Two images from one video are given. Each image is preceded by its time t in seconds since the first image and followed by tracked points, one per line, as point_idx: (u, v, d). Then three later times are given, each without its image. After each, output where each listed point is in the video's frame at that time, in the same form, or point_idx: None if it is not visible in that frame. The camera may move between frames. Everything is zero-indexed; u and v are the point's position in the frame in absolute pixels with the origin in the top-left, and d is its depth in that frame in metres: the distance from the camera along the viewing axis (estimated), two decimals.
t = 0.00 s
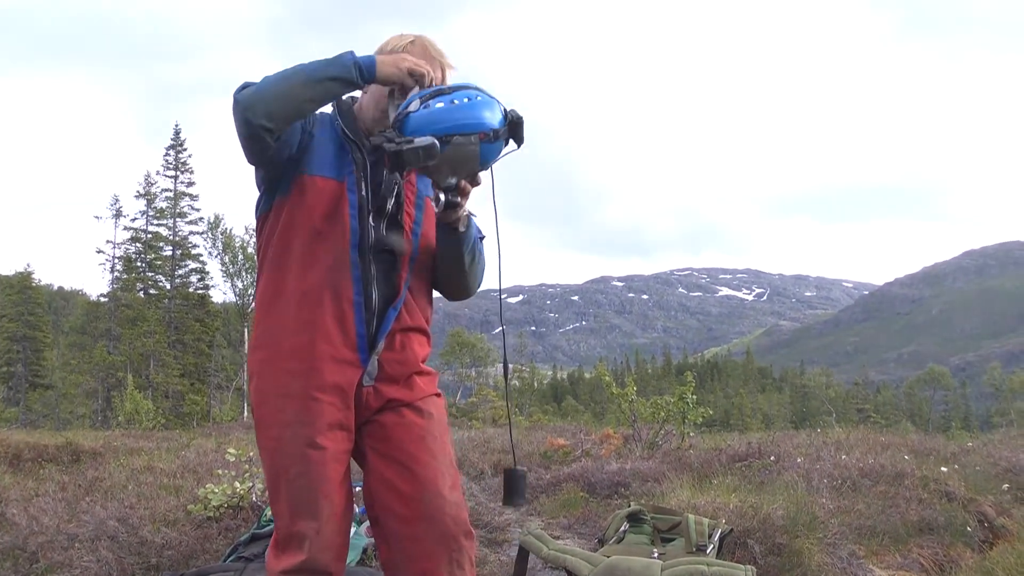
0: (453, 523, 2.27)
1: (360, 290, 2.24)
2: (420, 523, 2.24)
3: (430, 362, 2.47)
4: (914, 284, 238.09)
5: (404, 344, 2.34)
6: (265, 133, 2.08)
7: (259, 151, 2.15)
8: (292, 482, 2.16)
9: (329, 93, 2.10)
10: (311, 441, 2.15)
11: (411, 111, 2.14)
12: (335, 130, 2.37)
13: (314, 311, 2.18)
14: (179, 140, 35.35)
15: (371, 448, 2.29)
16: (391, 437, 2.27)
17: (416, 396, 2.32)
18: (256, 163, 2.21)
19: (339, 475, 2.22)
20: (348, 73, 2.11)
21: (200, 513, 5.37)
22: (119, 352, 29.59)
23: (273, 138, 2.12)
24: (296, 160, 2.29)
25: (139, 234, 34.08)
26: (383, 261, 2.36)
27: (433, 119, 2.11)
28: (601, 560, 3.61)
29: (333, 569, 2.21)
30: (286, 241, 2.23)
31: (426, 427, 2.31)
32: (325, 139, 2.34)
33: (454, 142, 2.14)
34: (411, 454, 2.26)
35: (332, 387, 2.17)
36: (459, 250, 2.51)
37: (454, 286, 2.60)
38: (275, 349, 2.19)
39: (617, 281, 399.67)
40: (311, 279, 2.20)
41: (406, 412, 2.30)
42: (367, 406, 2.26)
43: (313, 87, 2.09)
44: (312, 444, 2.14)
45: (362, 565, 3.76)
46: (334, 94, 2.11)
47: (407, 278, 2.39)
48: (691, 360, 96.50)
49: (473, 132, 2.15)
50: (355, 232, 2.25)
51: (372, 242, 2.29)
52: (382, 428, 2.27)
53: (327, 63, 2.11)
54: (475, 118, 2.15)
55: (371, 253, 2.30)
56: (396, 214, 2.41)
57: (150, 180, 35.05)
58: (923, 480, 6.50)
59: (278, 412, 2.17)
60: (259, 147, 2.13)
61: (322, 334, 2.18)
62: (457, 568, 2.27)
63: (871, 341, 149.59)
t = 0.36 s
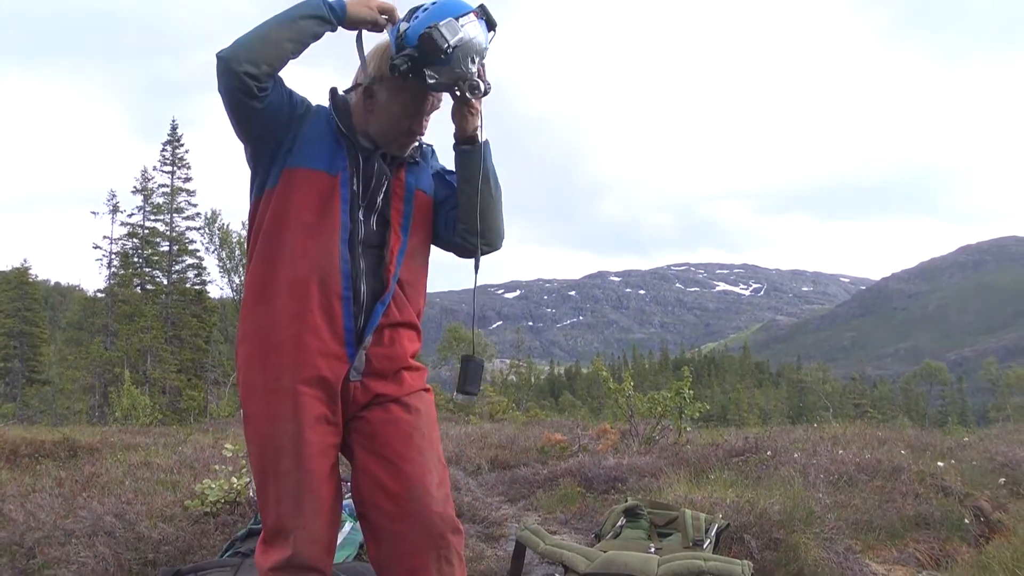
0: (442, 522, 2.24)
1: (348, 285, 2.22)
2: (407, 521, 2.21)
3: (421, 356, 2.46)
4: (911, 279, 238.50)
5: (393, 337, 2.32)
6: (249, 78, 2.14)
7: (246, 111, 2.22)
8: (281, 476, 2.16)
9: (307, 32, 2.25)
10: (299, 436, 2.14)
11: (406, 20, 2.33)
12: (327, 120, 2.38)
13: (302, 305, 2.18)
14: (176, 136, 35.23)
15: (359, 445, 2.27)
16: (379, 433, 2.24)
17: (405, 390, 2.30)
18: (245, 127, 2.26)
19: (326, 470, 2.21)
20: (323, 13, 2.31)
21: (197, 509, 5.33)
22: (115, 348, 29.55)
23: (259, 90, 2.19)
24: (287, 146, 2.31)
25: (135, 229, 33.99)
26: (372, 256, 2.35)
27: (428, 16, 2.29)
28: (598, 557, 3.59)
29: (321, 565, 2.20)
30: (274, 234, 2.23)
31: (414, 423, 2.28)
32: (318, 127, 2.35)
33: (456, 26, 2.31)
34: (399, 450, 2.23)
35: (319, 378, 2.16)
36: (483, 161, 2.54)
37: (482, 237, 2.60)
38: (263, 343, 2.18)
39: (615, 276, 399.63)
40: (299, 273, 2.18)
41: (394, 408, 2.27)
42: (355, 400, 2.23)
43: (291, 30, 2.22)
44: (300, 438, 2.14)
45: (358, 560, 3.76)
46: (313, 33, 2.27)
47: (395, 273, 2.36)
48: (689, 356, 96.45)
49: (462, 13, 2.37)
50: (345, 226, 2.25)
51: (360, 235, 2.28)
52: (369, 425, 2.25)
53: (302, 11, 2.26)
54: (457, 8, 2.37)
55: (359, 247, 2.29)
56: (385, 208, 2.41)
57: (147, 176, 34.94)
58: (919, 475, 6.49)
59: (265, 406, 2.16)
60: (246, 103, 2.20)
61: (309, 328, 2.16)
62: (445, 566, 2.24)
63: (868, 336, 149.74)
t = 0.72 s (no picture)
0: (436, 522, 2.23)
1: (337, 285, 2.22)
2: (400, 522, 2.21)
3: (416, 354, 2.45)
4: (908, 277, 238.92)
5: (385, 336, 2.31)
6: (222, 84, 2.14)
7: (224, 117, 2.22)
8: (273, 479, 2.17)
9: (284, 43, 2.26)
10: (291, 437, 2.15)
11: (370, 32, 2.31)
12: (318, 120, 2.38)
13: (291, 306, 2.17)
14: (173, 134, 35.12)
15: (353, 446, 2.26)
16: (372, 433, 2.24)
17: (398, 391, 2.30)
18: (229, 131, 2.28)
19: (318, 470, 2.21)
20: (294, 28, 2.30)
21: (195, 507, 5.32)
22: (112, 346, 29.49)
23: (234, 94, 2.19)
24: (273, 150, 2.33)
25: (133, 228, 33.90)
26: (363, 255, 2.33)
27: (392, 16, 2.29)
28: (596, 555, 3.59)
29: (314, 566, 2.20)
30: (262, 235, 2.22)
31: (407, 423, 2.27)
32: (307, 126, 2.34)
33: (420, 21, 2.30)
34: (392, 451, 2.22)
35: (309, 378, 2.16)
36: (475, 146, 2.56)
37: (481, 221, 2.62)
38: (252, 344, 2.18)
39: (612, 275, 399.68)
40: (288, 274, 2.18)
41: (387, 408, 2.27)
42: (347, 400, 2.23)
43: (266, 37, 2.24)
44: (290, 440, 2.14)
45: (355, 559, 3.74)
46: (291, 46, 2.28)
47: (386, 273, 2.35)
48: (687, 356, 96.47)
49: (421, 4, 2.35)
50: (333, 225, 2.24)
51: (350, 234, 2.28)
52: (362, 425, 2.25)
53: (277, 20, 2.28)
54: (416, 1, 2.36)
55: (349, 247, 2.29)
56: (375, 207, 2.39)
57: (144, 174, 34.84)
58: (917, 474, 6.49)
59: (255, 408, 2.17)
60: (223, 106, 2.20)
61: (299, 330, 2.16)
62: (439, 567, 2.24)
63: (865, 335, 149.98)
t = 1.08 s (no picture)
0: (436, 524, 2.24)
1: (335, 283, 2.22)
2: (402, 522, 2.21)
3: (416, 352, 2.45)
4: (908, 277, 238.96)
5: (384, 335, 2.31)
6: (206, 100, 2.15)
7: (212, 130, 2.23)
8: (274, 480, 2.17)
9: (263, 51, 2.27)
10: (290, 437, 2.15)
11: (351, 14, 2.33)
12: (312, 120, 2.38)
13: (289, 307, 2.17)
14: (173, 133, 35.10)
15: (352, 446, 2.26)
16: (372, 433, 2.24)
17: (398, 390, 2.30)
18: (220, 142, 2.28)
19: (318, 471, 2.21)
20: (269, 34, 2.30)
21: (195, 507, 5.32)
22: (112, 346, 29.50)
23: (219, 108, 2.19)
24: (264, 151, 2.32)
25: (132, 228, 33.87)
26: (360, 253, 2.33)
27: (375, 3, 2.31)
28: (596, 555, 3.59)
29: (314, 567, 2.20)
30: (257, 236, 2.22)
31: (407, 424, 2.28)
32: (298, 126, 2.34)
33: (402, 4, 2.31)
34: (392, 452, 2.22)
35: (308, 380, 2.16)
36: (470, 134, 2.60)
37: (481, 208, 2.64)
38: (251, 345, 2.18)
39: (612, 275, 399.68)
40: (286, 275, 2.18)
41: (387, 408, 2.27)
42: (347, 400, 2.23)
43: (245, 48, 2.25)
44: (291, 442, 2.15)
45: (355, 558, 3.74)
46: (270, 52, 2.29)
47: (384, 271, 2.35)
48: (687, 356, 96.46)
49: None
50: (330, 224, 2.24)
51: (347, 233, 2.28)
52: (363, 425, 2.25)
53: (254, 31, 2.29)
54: None
55: (347, 244, 2.29)
56: (371, 204, 2.39)
57: (144, 173, 34.82)
58: (916, 474, 6.49)
59: (254, 409, 2.17)
60: (209, 120, 2.20)
61: (298, 330, 2.16)
62: (440, 568, 2.24)
63: (865, 335, 150.01)
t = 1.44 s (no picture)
0: (439, 525, 2.24)
1: (338, 282, 2.21)
2: (405, 523, 2.21)
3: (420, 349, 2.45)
4: (908, 276, 239.03)
5: (389, 331, 2.30)
6: (194, 109, 2.16)
7: (206, 137, 2.24)
8: (277, 478, 2.18)
9: (244, 54, 2.30)
10: (294, 438, 2.16)
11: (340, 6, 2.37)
12: (305, 119, 2.39)
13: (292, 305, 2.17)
14: (173, 133, 35.05)
15: (357, 446, 2.26)
16: (377, 433, 2.23)
17: (403, 390, 2.28)
18: (214, 151, 2.29)
19: (321, 470, 2.21)
20: (248, 38, 2.33)
21: (195, 507, 5.31)
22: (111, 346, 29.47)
23: (209, 115, 2.21)
24: (259, 151, 2.32)
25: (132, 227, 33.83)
26: (362, 248, 2.32)
27: None
28: (596, 556, 3.59)
29: (317, 566, 2.21)
30: (258, 234, 2.22)
31: (412, 424, 2.26)
32: (292, 124, 2.33)
33: None
34: (396, 452, 2.22)
35: (312, 378, 2.16)
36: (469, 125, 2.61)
37: (483, 196, 2.65)
38: (253, 344, 2.19)
39: (611, 275, 399.68)
40: (287, 272, 2.18)
41: (390, 408, 2.26)
42: (352, 398, 2.22)
43: (228, 54, 2.27)
44: (294, 442, 2.16)
45: (355, 559, 3.74)
46: (251, 56, 2.32)
47: (386, 267, 2.34)
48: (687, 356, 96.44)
49: None
50: (330, 222, 2.23)
51: (348, 230, 2.28)
52: (367, 426, 2.24)
53: (236, 38, 2.31)
54: None
55: (348, 241, 2.28)
56: (370, 199, 2.38)
57: (144, 173, 34.78)
58: (916, 473, 6.50)
59: (257, 407, 2.18)
60: (200, 128, 2.21)
61: (301, 330, 2.16)
62: (443, 567, 2.24)
63: (864, 335, 149.91)
